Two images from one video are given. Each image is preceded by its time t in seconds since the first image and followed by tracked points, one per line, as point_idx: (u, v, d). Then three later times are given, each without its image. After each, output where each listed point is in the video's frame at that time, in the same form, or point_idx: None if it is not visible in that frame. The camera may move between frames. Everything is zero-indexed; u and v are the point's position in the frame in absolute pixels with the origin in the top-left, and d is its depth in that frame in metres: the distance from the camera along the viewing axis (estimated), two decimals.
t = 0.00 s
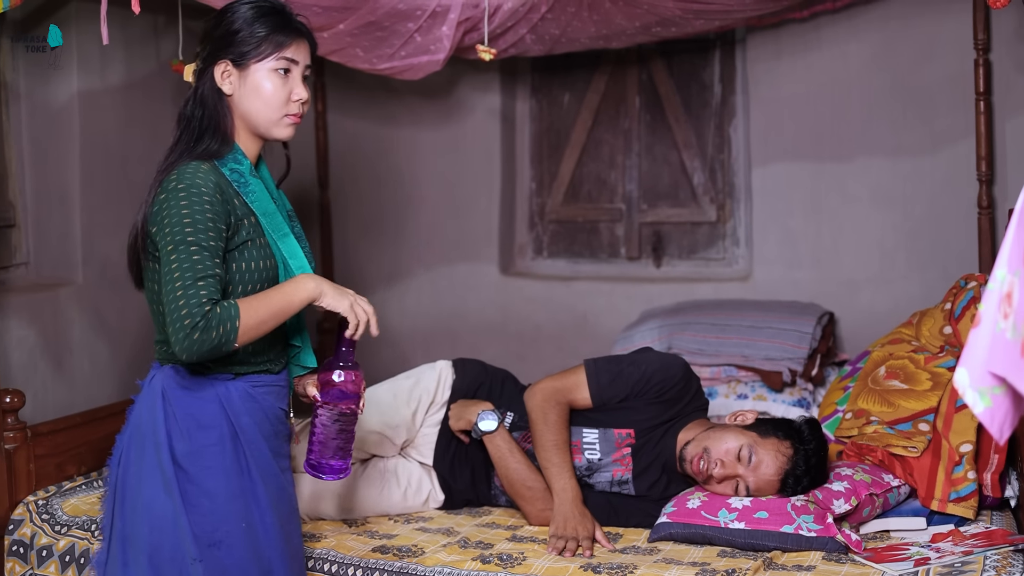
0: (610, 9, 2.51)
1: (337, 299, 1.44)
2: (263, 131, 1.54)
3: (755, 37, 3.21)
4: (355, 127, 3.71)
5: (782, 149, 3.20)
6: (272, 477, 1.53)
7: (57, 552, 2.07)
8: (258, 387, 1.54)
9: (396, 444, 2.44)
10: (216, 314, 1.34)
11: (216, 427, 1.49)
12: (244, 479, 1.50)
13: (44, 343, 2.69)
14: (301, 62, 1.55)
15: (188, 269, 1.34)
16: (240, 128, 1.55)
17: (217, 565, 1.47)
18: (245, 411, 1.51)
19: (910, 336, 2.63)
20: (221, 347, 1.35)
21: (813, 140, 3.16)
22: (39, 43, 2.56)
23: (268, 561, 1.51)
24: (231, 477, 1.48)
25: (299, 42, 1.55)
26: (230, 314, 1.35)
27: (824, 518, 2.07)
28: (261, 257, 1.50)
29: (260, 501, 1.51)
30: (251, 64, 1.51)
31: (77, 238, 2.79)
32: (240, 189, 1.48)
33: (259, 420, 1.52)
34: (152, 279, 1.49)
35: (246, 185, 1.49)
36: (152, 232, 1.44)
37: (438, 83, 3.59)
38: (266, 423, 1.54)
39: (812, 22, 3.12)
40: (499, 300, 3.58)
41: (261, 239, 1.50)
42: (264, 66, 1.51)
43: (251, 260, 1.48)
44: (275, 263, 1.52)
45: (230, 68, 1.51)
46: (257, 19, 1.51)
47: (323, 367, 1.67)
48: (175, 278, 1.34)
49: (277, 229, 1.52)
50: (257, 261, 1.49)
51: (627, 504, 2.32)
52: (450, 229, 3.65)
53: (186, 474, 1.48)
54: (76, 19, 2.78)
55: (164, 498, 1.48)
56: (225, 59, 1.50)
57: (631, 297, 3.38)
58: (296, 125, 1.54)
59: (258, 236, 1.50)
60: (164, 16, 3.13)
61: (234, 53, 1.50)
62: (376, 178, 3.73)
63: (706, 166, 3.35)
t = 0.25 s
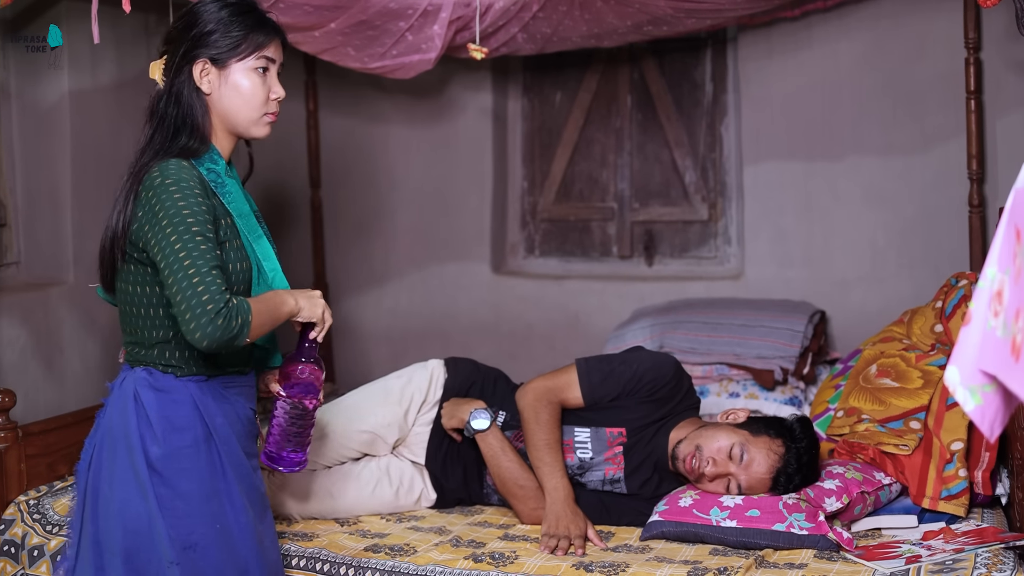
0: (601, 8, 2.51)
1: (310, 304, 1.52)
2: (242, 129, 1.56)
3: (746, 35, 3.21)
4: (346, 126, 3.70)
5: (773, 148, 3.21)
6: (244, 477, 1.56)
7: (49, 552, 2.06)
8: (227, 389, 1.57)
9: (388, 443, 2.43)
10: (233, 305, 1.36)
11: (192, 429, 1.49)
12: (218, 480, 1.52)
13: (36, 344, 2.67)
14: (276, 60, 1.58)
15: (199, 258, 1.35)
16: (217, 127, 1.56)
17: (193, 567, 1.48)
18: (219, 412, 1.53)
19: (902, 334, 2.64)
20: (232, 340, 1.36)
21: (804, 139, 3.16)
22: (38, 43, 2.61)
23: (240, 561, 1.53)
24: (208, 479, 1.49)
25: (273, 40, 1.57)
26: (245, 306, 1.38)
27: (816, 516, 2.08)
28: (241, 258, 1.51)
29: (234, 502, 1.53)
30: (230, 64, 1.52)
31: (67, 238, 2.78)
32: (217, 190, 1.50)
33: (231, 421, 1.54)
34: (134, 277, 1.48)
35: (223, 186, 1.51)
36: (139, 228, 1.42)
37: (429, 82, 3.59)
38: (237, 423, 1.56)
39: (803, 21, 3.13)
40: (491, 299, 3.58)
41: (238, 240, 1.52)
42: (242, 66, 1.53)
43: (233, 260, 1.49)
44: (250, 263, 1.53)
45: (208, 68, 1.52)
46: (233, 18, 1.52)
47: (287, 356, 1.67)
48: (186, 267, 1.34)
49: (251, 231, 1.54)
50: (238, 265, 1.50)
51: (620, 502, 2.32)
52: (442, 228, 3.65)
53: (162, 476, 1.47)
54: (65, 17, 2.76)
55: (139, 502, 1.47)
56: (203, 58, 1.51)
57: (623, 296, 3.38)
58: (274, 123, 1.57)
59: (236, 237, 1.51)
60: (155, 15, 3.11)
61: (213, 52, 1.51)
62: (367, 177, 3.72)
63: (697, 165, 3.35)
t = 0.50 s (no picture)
0: (593, 9, 2.51)
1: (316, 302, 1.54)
2: (241, 125, 1.57)
3: (738, 36, 3.22)
4: (338, 126, 3.68)
5: (765, 148, 3.21)
6: (241, 480, 1.57)
7: (40, 553, 2.04)
8: (227, 392, 1.58)
9: (379, 444, 2.42)
10: (214, 325, 1.37)
11: (192, 431, 1.50)
12: (216, 482, 1.53)
13: (26, 344, 2.65)
14: (271, 54, 1.58)
15: (188, 274, 1.35)
16: (216, 125, 1.56)
17: (191, 570, 1.48)
18: (218, 415, 1.54)
19: (893, 334, 2.64)
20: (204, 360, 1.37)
21: (796, 140, 3.17)
22: (39, 43, 2.61)
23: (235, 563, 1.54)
24: (207, 481, 1.50)
25: (266, 34, 1.56)
26: (229, 327, 1.39)
27: (808, 515, 2.07)
28: (244, 258, 1.50)
29: (231, 505, 1.54)
30: (225, 61, 1.52)
31: (58, 238, 2.76)
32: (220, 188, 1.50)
33: (230, 424, 1.56)
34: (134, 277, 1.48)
35: (227, 184, 1.51)
36: (142, 227, 1.42)
37: (422, 82, 3.58)
38: (235, 426, 1.57)
39: (794, 22, 3.13)
40: (483, 299, 3.58)
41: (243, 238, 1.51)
42: (237, 62, 1.53)
43: (236, 260, 1.49)
44: (253, 261, 1.53)
45: (204, 66, 1.52)
46: (225, 14, 1.52)
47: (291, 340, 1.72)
48: (175, 283, 1.35)
49: (256, 229, 1.53)
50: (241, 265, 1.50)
51: (611, 502, 2.31)
52: (434, 229, 3.64)
53: (162, 478, 1.48)
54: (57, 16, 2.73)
55: (137, 506, 1.47)
56: (198, 57, 1.51)
57: (615, 296, 3.38)
58: (273, 118, 1.57)
59: (240, 235, 1.50)
60: (146, 15, 3.09)
61: (207, 50, 1.50)
62: (359, 177, 3.71)
63: (689, 165, 3.36)
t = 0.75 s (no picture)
0: (585, 8, 2.51)
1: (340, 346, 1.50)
2: (272, 125, 1.52)
3: (730, 36, 3.22)
4: (330, 126, 3.66)
5: (757, 148, 3.21)
6: (273, 493, 1.52)
7: (31, 553, 2.01)
8: (264, 403, 1.52)
9: (371, 444, 2.44)
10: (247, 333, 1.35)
11: (224, 444, 1.46)
12: (246, 495, 1.48)
13: (18, 344, 2.63)
14: (289, 46, 1.53)
15: (229, 275, 1.32)
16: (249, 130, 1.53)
17: None
18: (251, 427, 1.49)
19: (885, 334, 2.65)
20: (234, 371, 1.35)
21: (788, 139, 3.17)
22: (39, 42, 2.64)
23: None
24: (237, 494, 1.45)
25: (281, 26, 1.52)
26: (261, 343, 1.37)
27: (799, 515, 2.08)
28: (285, 262, 1.47)
29: (262, 518, 1.49)
30: (241, 62, 1.49)
31: (49, 237, 2.75)
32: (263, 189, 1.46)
33: (264, 436, 1.51)
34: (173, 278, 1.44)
35: (269, 185, 1.47)
36: (186, 226, 1.39)
37: (414, 82, 3.57)
38: (270, 437, 1.52)
39: (786, 21, 3.14)
40: (476, 299, 3.57)
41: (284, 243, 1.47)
42: (254, 61, 1.49)
43: (275, 265, 1.45)
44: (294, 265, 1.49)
45: (222, 74, 1.50)
46: (235, 13, 1.49)
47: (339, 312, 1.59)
48: (214, 284, 1.32)
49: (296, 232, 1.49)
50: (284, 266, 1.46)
51: (604, 502, 2.31)
52: (427, 228, 3.63)
53: (192, 490, 1.44)
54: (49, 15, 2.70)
55: (165, 516, 1.43)
56: (215, 65, 1.49)
57: (608, 296, 3.38)
58: (302, 110, 1.52)
59: (282, 238, 1.47)
60: (138, 14, 3.08)
61: (222, 56, 1.48)
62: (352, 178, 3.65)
63: (681, 165, 3.36)
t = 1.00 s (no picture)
0: (578, 8, 2.51)
1: (422, 380, 1.49)
2: (330, 129, 1.59)
3: (723, 36, 3.23)
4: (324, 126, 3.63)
5: (749, 148, 3.22)
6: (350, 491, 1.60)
7: (24, 554, 2.00)
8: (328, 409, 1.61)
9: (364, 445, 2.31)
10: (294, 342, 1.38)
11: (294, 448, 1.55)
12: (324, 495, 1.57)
13: (11, 344, 2.61)
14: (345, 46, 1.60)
15: (272, 284, 1.37)
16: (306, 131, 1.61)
17: None
18: (321, 431, 1.58)
19: (877, 334, 2.66)
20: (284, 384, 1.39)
21: (781, 140, 3.17)
22: (38, 42, 2.58)
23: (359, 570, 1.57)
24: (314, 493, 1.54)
25: (337, 26, 1.59)
26: (309, 357, 1.40)
27: (792, 515, 2.08)
28: (343, 268, 1.54)
29: (340, 516, 1.58)
30: (299, 64, 1.57)
31: (41, 238, 2.74)
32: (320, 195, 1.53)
33: (333, 438, 1.60)
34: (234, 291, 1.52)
35: (326, 191, 1.54)
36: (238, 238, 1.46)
37: (407, 82, 3.57)
38: (339, 441, 1.61)
39: (779, 22, 3.14)
40: (469, 299, 3.56)
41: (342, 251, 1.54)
42: (311, 61, 1.57)
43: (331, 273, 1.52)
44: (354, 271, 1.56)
45: (281, 77, 1.58)
46: (293, 15, 1.57)
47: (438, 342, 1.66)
48: (258, 295, 1.37)
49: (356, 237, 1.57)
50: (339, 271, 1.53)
51: (597, 502, 2.31)
52: (420, 228, 3.62)
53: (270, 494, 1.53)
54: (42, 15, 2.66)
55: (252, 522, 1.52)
56: (275, 68, 1.58)
57: (601, 297, 3.39)
58: (359, 111, 1.59)
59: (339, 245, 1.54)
60: (131, 15, 3.07)
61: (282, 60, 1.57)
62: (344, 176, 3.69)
63: (674, 165, 3.36)
